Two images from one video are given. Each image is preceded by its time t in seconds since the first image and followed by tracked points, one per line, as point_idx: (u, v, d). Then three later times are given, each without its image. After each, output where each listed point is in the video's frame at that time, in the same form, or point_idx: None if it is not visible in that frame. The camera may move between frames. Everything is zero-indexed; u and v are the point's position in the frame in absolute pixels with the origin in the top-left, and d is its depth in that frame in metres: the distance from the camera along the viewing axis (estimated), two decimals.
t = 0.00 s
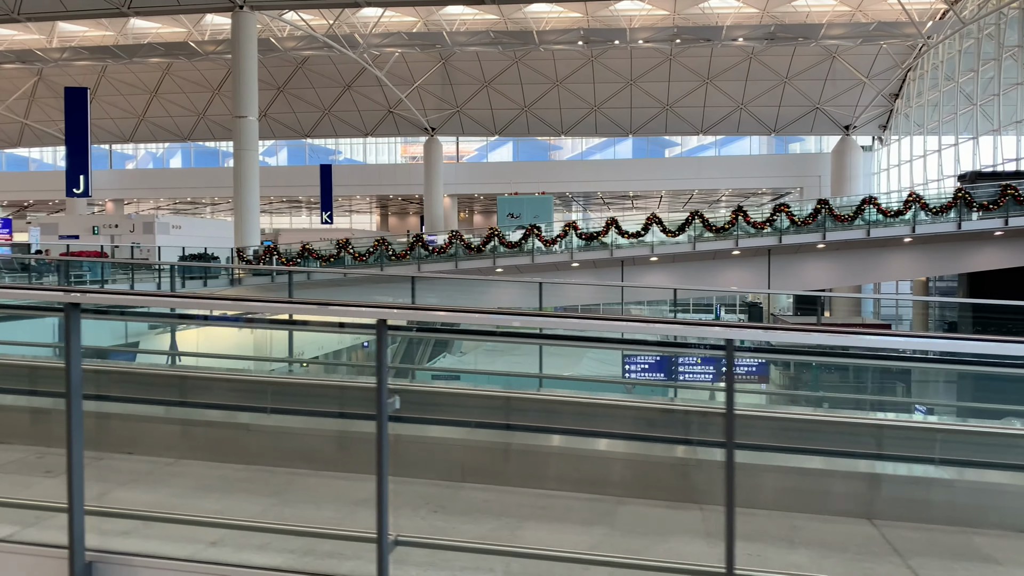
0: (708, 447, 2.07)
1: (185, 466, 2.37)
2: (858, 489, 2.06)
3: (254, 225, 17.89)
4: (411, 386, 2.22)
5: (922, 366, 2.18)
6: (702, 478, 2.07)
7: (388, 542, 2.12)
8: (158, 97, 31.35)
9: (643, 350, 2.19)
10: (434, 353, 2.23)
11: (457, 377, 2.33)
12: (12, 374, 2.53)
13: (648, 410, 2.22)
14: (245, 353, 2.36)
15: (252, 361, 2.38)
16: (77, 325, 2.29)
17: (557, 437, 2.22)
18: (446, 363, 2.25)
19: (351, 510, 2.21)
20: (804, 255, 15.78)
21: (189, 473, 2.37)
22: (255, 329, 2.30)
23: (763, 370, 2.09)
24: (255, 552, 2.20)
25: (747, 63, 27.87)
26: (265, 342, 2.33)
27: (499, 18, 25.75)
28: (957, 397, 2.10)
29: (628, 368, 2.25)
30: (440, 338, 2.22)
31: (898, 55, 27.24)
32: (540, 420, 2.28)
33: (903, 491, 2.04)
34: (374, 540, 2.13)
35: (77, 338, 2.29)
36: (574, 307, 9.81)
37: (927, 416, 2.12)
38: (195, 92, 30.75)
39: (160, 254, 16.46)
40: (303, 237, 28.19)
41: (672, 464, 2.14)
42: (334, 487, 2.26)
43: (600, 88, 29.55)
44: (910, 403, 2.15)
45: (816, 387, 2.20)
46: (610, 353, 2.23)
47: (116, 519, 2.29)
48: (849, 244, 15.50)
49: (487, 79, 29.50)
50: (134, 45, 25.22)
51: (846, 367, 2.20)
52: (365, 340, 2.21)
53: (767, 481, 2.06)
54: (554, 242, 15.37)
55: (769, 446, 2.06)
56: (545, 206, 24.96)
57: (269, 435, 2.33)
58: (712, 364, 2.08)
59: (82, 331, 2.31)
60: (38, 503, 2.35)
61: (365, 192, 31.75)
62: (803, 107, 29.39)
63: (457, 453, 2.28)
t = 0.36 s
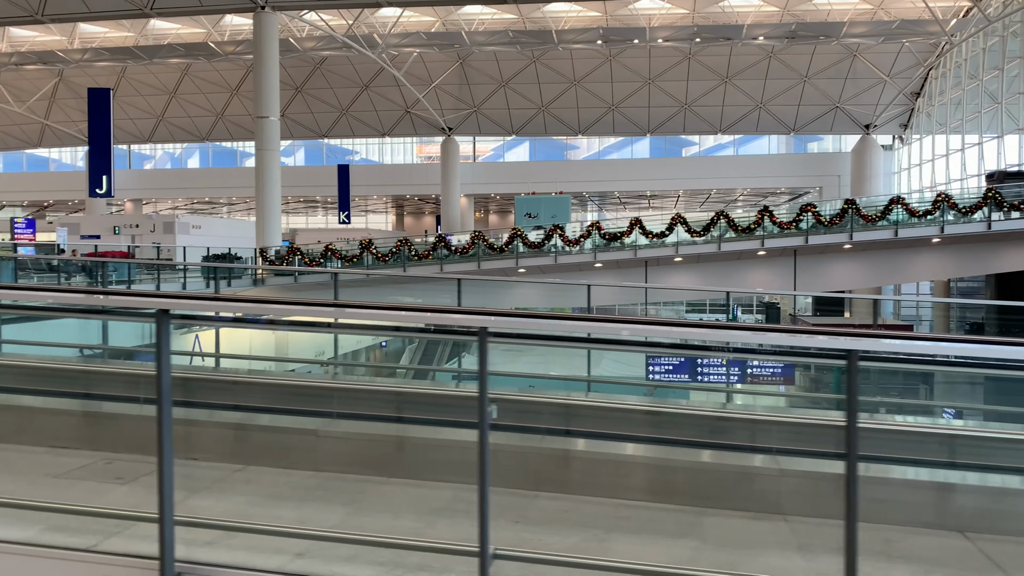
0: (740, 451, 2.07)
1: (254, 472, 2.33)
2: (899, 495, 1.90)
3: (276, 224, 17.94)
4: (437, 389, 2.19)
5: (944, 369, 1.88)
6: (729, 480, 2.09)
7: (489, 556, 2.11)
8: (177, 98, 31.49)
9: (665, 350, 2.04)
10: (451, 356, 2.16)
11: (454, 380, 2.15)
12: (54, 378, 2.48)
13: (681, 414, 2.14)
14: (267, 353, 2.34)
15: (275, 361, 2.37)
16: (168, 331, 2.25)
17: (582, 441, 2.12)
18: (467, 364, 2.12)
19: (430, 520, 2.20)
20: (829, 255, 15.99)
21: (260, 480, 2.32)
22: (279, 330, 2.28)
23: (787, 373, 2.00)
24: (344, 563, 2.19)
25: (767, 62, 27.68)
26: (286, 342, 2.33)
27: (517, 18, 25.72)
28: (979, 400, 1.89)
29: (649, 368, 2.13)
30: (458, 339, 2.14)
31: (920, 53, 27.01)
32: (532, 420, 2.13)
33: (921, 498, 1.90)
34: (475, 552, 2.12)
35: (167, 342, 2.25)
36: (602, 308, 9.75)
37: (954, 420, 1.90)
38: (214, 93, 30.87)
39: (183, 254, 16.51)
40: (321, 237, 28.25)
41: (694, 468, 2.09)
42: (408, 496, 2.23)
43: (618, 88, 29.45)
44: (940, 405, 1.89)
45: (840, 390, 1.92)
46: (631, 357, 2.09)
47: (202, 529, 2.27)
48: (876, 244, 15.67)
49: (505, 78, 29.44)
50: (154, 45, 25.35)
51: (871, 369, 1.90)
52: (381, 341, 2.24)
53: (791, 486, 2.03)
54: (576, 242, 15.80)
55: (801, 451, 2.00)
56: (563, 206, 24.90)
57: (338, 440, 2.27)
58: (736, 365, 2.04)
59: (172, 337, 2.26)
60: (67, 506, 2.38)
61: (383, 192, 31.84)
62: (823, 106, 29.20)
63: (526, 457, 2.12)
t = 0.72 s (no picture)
0: (765, 451, 2.08)
1: (321, 475, 2.29)
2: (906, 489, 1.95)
3: (296, 224, 17.98)
4: (458, 389, 2.24)
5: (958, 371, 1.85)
6: (748, 479, 2.09)
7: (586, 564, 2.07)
8: (195, 98, 31.63)
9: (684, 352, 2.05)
10: (468, 355, 2.20)
11: (500, 380, 2.21)
12: (89, 378, 2.43)
13: (684, 413, 2.13)
14: (286, 352, 2.27)
15: (294, 361, 2.29)
16: (261, 333, 2.24)
17: (605, 441, 2.09)
18: (483, 363, 2.20)
19: (508, 524, 2.19)
20: (854, 255, 16.07)
21: (327, 482, 2.29)
22: (302, 329, 2.22)
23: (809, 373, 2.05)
24: (431, 569, 2.17)
25: (786, 60, 27.53)
26: (305, 342, 2.26)
27: (535, 17, 25.72)
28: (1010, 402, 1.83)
29: (672, 369, 2.10)
30: (474, 339, 2.18)
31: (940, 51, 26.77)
32: (552, 418, 2.14)
33: (950, 504, 1.86)
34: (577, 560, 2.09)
35: (261, 346, 2.25)
36: (626, 308, 9.68)
37: (981, 422, 1.84)
38: (232, 93, 30.98)
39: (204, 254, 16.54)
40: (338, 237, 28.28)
41: (716, 467, 2.10)
42: (480, 500, 2.22)
43: (635, 87, 29.37)
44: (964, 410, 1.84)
45: (857, 389, 2.04)
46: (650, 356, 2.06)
47: (286, 533, 2.25)
48: (901, 244, 15.71)
49: (522, 78, 29.40)
50: (173, 46, 25.48)
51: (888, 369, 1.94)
52: (397, 340, 2.25)
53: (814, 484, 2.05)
54: (598, 242, 15.98)
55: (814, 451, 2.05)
56: (580, 205, 24.79)
57: (404, 442, 2.28)
58: (760, 366, 2.06)
59: (264, 339, 2.25)
60: (122, 506, 2.37)
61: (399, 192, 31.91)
62: (842, 105, 29.04)
63: (635, 463, 2.11)
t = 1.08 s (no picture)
0: (792, 451, 2.02)
1: (381, 476, 2.27)
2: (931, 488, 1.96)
3: (316, 224, 18.05)
4: (472, 386, 2.20)
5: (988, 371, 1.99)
6: (775, 481, 2.03)
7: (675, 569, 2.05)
8: (212, 99, 31.77)
9: (706, 350, 2.06)
10: (485, 354, 2.19)
11: (539, 379, 2.15)
12: (134, 376, 2.42)
13: (719, 411, 2.06)
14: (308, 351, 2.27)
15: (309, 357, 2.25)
16: (346, 332, 2.25)
17: (630, 439, 2.09)
18: (502, 362, 2.18)
19: (584, 527, 2.14)
20: (876, 256, 15.98)
21: (394, 483, 2.26)
22: (317, 326, 2.27)
23: (833, 373, 2.06)
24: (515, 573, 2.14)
25: (803, 59, 27.39)
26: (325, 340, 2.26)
27: (551, 17, 25.72)
28: None
29: (694, 370, 2.07)
30: (492, 336, 2.20)
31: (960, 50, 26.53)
32: (567, 417, 2.14)
33: (982, 499, 1.94)
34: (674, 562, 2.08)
35: (347, 345, 2.25)
36: (648, 307, 9.63)
37: (1008, 421, 1.94)
38: (249, 94, 31.11)
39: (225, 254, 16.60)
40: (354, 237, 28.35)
41: (740, 467, 2.04)
42: (549, 502, 2.18)
43: (652, 87, 29.28)
44: (989, 407, 1.96)
45: (877, 389, 2.07)
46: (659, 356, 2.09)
47: (367, 535, 2.23)
48: (924, 245, 15.66)
49: (538, 77, 29.35)
50: (191, 47, 25.57)
51: (911, 369, 2.08)
52: (416, 339, 2.26)
53: (841, 484, 2.02)
54: (619, 242, 16.09)
55: (836, 451, 2.02)
56: (596, 204, 24.68)
57: (467, 444, 2.21)
58: (782, 366, 2.06)
59: (349, 339, 2.26)
60: (195, 507, 2.36)
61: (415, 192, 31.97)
62: (860, 104, 28.85)
63: (722, 468, 2.05)
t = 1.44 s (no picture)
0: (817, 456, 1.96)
1: (459, 484, 2.19)
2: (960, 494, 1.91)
3: (342, 224, 18.11)
4: (494, 388, 2.20)
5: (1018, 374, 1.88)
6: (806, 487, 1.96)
7: None
8: (235, 99, 31.97)
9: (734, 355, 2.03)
10: (508, 355, 2.18)
11: (593, 384, 2.18)
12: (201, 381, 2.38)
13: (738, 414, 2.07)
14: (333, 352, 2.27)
15: (339, 360, 2.28)
16: (453, 342, 2.17)
17: (658, 444, 2.10)
18: (524, 364, 2.20)
19: (676, 540, 2.11)
20: (909, 257, 15.80)
21: (476, 493, 2.19)
22: (343, 329, 2.24)
23: (865, 376, 1.98)
24: None
25: (829, 58, 27.11)
26: (350, 341, 2.26)
27: (575, 16, 25.67)
28: None
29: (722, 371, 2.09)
30: (514, 338, 2.17)
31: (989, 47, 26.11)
32: (598, 421, 2.15)
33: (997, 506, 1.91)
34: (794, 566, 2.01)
35: (451, 356, 2.17)
36: (679, 309, 9.50)
37: None
38: (273, 95, 31.30)
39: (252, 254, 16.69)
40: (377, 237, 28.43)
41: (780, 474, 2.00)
42: (630, 513, 2.15)
43: (675, 86, 29.13)
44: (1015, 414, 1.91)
45: (905, 392, 1.99)
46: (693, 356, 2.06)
47: (462, 548, 2.17)
48: (958, 246, 15.49)
49: (560, 77, 29.31)
50: (216, 48, 25.70)
51: (939, 372, 1.95)
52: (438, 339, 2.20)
53: (874, 492, 1.94)
54: (648, 242, 16.07)
55: (871, 457, 1.93)
56: (618, 204, 24.53)
57: (552, 451, 2.17)
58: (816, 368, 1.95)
59: (453, 349, 2.17)
60: (280, 517, 2.34)
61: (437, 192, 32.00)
62: (887, 103, 28.54)
63: (835, 484, 1.96)
